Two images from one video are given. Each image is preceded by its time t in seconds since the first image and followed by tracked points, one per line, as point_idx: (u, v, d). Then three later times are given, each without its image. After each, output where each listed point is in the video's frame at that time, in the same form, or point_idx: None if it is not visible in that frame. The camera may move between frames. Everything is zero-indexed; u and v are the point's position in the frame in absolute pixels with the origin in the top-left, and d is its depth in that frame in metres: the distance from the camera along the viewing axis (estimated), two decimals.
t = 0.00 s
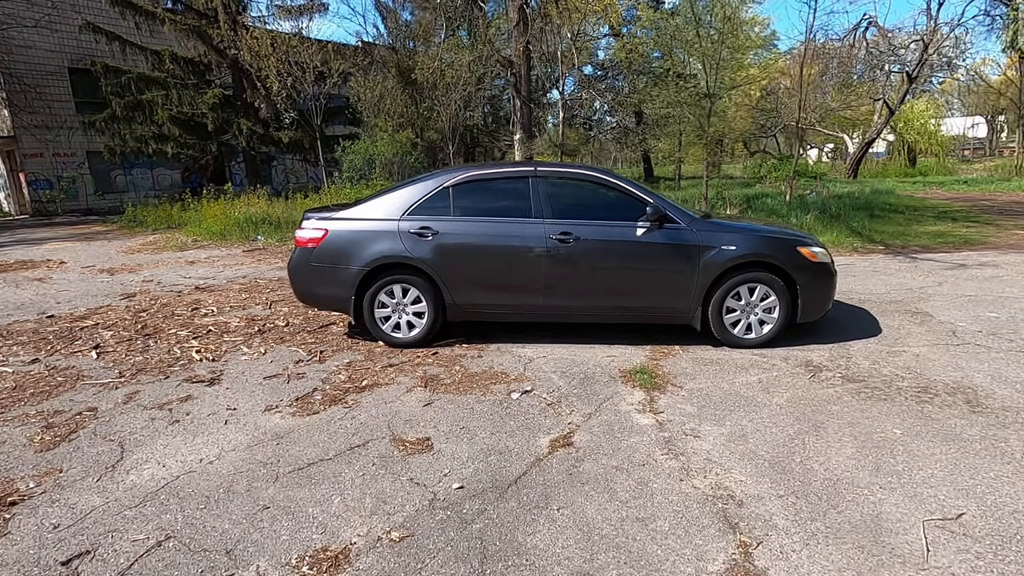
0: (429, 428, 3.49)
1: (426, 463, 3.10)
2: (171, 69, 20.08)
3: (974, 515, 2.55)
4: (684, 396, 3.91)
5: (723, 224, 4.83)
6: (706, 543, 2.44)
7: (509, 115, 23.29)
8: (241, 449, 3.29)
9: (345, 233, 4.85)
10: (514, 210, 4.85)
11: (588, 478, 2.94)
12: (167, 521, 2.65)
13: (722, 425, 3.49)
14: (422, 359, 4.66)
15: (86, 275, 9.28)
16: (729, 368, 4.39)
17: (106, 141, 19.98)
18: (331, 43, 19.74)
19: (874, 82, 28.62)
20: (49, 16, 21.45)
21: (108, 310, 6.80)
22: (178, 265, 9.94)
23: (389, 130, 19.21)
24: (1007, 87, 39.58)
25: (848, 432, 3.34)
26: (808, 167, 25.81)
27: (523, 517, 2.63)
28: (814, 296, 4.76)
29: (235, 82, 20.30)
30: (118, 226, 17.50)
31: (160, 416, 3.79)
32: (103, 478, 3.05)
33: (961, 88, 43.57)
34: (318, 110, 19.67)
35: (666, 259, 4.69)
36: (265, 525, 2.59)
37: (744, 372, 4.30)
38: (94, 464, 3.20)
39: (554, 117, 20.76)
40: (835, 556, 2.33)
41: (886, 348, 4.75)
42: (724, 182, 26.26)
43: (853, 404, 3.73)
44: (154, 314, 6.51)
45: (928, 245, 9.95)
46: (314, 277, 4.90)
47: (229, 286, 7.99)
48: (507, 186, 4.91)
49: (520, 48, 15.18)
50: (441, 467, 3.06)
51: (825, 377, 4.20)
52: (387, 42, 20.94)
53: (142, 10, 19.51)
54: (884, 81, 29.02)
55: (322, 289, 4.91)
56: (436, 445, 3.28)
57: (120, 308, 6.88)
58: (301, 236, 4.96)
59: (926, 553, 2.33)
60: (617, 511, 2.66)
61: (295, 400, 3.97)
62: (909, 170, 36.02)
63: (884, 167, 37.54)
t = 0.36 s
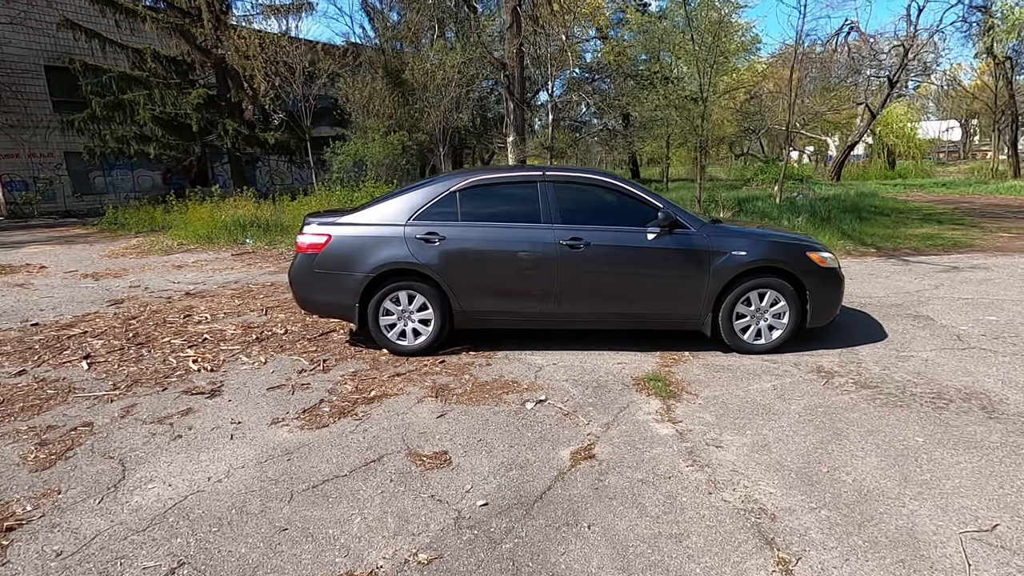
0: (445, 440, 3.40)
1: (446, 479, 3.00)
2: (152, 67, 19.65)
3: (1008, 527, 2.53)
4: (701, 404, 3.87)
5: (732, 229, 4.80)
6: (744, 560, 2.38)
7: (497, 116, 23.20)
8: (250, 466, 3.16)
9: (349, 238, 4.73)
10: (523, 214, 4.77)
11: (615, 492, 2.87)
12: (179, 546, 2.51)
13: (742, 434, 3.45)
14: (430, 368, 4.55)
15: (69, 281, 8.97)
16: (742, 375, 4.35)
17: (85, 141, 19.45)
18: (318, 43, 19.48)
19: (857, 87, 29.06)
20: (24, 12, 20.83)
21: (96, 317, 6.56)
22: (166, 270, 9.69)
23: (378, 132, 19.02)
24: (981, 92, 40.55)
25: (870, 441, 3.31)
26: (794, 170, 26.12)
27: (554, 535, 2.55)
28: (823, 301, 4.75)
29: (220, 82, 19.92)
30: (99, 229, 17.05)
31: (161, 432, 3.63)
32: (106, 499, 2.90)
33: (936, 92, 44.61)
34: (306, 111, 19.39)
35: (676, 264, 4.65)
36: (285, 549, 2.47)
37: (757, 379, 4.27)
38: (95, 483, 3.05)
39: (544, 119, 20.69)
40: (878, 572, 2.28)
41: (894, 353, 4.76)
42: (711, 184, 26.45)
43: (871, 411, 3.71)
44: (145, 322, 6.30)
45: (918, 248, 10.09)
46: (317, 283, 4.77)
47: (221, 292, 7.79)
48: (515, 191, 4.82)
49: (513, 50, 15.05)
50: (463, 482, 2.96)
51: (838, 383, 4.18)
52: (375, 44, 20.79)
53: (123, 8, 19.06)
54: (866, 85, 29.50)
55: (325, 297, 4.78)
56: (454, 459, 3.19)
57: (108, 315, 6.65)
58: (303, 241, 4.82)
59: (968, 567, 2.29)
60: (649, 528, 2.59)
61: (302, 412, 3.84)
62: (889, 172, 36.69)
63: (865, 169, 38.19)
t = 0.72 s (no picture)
0: (461, 443, 3.34)
1: (466, 482, 2.94)
2: (138, 62, 19.23)
3: None
4: (715, 406, 3.85)
5: (741, 230, 4.80)
6: (776, 564, 2.35)
7: (487, 116, 23.07)
8: (262, 470, 3.07)
9: (355, 237, 4.65)
10: (531, 214, 4.72)
11: (638, 495, 2.83)
12: (193, 554, 2.42)
13: (759, 436, 3.43)
14: (438, 369, 4.48)
15: (55, 279, 8.72)
16: (753, 377, 4.34)
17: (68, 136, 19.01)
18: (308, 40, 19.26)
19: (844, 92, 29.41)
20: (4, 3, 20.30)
21: (86, 316, 6.38)
22: (155, 268, 9.48)
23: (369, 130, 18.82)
24: (962, 99, 41.31)
25: (887, 443, 3.31)
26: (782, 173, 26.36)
27: (581, 539, 2.50)
28: (830, 302, 4.76)
29: (207, 78, 19.61)
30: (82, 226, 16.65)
31: (164, 435, 3.52)
32: (112, 505, 2.79)
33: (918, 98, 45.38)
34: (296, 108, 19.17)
35: (685, 265, 4.64)
36: (305, 556, 2.39)
37: (768, 381, 4.27)
38: (100, 488, 2.93)
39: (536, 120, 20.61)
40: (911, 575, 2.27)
41: (900, 355, 4.79)
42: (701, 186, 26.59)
43: (883, 412, 3.72)
44: (138, 321, 6.14)
45: (910, 251, 10.22)
46: (321, 283, 4.68)
47: (214, 291, 7.63)
48: (524, 190, 4.77)
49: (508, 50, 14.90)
50: (483, 486, 2.90)
51: (848, 385, 4.19)
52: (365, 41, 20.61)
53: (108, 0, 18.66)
54: (852, 91, 29.89)
55: (330, 296, 4.69)
56: (472, 463, 3.12)
57: (99, 314, 6.46)
58: (306, 240, 4.73)
59: (999, 569, 2.29)
60: (677, 531, 2.55)
61: (311, 414, 3.75)
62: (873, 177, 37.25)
63: (849, 173, 38.73)
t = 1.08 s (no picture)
0: (496, 446, 3.33)
1: (506, 486, 2.93)
2: (137, 64, 18.92)
3: None
4: (745, 407, 3.86)
5: (762, 231, 4.82)
6: (827, 566, 2.36)
7: (487, 118, 23.11)
8: (300, 475, 3.06)
9: (379, 240, 4.63)
10: (555, 217, 4.72)
11: (681, 498, 2.84)
12: (241, 561, 2.40)
13: (793, 437, 3.44)
14: (463, 372, 4.48)
15: (62, 282, 8.66)
16: (778, 378, 4.37)
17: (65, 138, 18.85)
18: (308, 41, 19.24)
19: (841, 93, 29.60)
20: None
21: (99, 320, 6.34)
22: (162, 271, 9.42)
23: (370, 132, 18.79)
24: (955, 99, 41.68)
25: (921, 444, 3.33)
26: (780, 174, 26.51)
27: (630, 542, 2.51)
28: (851, 303, 4.79)
29: (206, 79, 19.51)
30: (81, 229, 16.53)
31: (196, 440, 3.49)
32: (153, 512, 2.77)
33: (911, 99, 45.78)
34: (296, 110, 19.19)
35: (708, 267, 4.65)
36: (357, 562, 2.38)
37: (793, 382, 4.29)
38: (138, 495, 2.91)
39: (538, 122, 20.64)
40: None
41: (920, 355, 4.82)
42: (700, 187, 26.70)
43: (913, 413, 3.75)
44: (153, 325, 6.10)
45: (915, 252, 10.29)
46: (345, 286, 4.66)
47: (225, 294, 7.60)
48: (546, 192, 4.76)
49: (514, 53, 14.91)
50: (525, 490, 2.89)
51: (873, 386, 4.22)
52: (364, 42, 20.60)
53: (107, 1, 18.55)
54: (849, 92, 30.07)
55: (352, 299, 4.68)
56: (510, 466, 3.12)
57: (112, 318, 6.42)
58: (329, 243, 4.70)
59: None
60: (724, 534, 2.57)
61: (342, 418, 3.74)
62: (868, 177, 37.50)
63: (845, 173, 39.00)
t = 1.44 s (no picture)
0: (531, 449, 3.35)
1: (546, 488, 2.95)
2: (140, 65, 19.00)
3: None
4: (773, 409, 3.88)
5: (784, 233, 4.86)
6: (874, 566, 2.38)
7: (489, 119, 23.12)
8: (339, 478, 3.07)
9: (403, 243, 4.64)
10: (578, 219, 4.74)
11: (722, 499, 2.86)
12: (292, 565, 2.41)
13: (824, 439, 3.47)
14: (488, 374, 4.49)
15: (71, 285, 8.62)
16: (802, 380, 4.39)
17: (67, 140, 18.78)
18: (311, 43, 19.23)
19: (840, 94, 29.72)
20: None
21: (116, 323, 6.32)
22: (171, 273, 9.40)
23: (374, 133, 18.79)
24: (952, 100, 41.89)
25: (953, 445, 3.36)
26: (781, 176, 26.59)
27: (676, 544, 2.53)
28: (871, 305, 4.82)
29: (209, 80, 19.46)
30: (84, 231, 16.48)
31: (229, 444, 3.49)
32: (196, 515, 2.77)
33: (908, 99, 46.01)
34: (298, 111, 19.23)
35: (731, 269, 4.68)
36: (408, 565, 2.39)
37: (818, 384, 4.31)
38: (179, 498, 2.91)
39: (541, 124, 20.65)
40: None
41: (940, 357, 4.86)
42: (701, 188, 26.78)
43: (940, 414, 3.78)
44: (170, 328, 6.10)
45: (921, 253, 10.36)
46: (369, 289, 4.67)
47: (239, 296, 7.59)
48: (570, 195, 4.79)
49: (521, 55, 14.90)
50: (565, 492, 2.91)
51: (897, 387, 4.25)
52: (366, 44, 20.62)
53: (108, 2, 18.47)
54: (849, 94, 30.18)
55: (376, 301, 4.69)
56: (548, 469, 3.13)
57: (128, 321, 6.41)
58: (353, 246, 4.72)
59: None
60: (769, 535, 2.59)
61: (373, 421, 3.75)
62: (866, 178, 37.68)
63: (843, 173, 39.17)
